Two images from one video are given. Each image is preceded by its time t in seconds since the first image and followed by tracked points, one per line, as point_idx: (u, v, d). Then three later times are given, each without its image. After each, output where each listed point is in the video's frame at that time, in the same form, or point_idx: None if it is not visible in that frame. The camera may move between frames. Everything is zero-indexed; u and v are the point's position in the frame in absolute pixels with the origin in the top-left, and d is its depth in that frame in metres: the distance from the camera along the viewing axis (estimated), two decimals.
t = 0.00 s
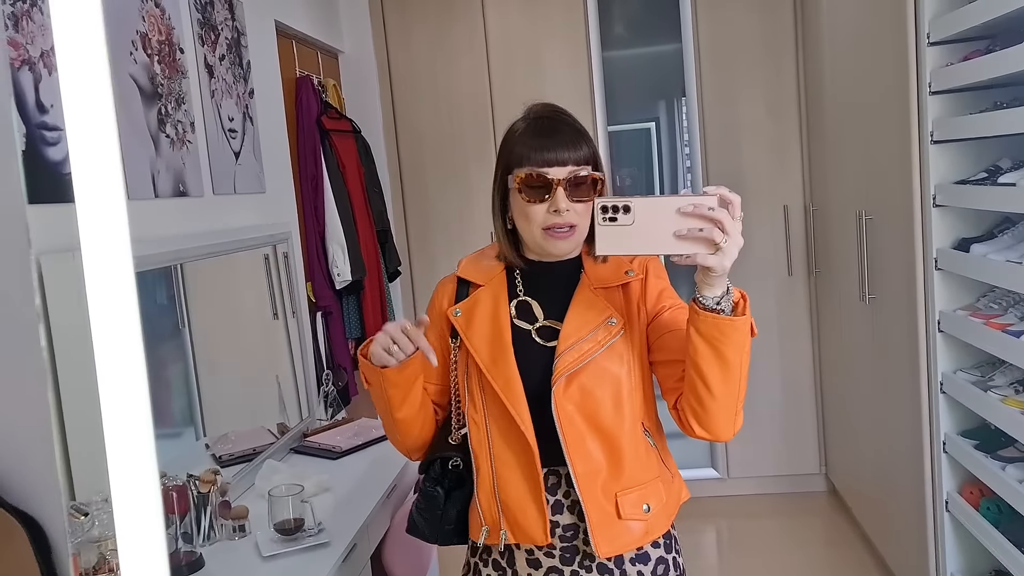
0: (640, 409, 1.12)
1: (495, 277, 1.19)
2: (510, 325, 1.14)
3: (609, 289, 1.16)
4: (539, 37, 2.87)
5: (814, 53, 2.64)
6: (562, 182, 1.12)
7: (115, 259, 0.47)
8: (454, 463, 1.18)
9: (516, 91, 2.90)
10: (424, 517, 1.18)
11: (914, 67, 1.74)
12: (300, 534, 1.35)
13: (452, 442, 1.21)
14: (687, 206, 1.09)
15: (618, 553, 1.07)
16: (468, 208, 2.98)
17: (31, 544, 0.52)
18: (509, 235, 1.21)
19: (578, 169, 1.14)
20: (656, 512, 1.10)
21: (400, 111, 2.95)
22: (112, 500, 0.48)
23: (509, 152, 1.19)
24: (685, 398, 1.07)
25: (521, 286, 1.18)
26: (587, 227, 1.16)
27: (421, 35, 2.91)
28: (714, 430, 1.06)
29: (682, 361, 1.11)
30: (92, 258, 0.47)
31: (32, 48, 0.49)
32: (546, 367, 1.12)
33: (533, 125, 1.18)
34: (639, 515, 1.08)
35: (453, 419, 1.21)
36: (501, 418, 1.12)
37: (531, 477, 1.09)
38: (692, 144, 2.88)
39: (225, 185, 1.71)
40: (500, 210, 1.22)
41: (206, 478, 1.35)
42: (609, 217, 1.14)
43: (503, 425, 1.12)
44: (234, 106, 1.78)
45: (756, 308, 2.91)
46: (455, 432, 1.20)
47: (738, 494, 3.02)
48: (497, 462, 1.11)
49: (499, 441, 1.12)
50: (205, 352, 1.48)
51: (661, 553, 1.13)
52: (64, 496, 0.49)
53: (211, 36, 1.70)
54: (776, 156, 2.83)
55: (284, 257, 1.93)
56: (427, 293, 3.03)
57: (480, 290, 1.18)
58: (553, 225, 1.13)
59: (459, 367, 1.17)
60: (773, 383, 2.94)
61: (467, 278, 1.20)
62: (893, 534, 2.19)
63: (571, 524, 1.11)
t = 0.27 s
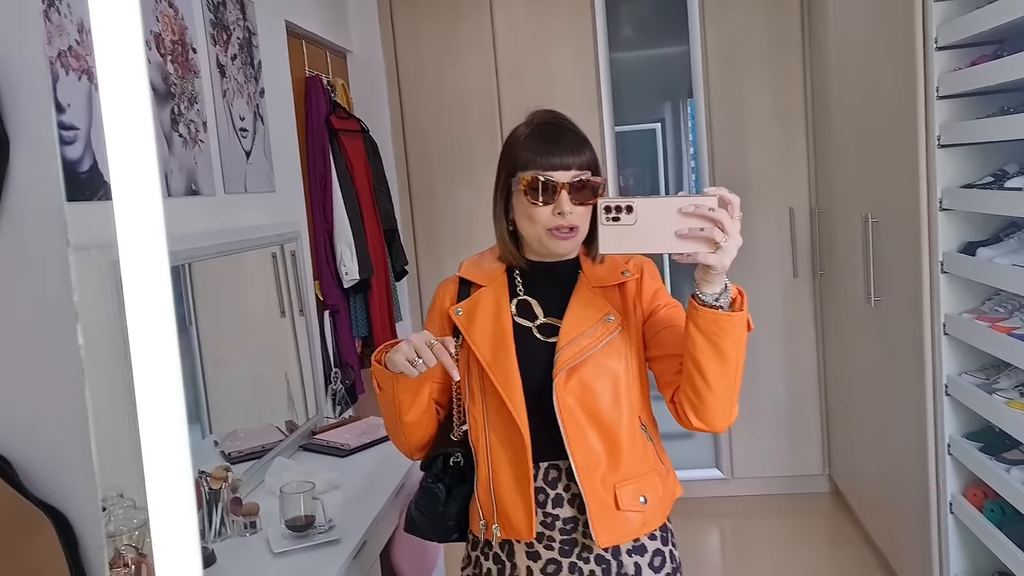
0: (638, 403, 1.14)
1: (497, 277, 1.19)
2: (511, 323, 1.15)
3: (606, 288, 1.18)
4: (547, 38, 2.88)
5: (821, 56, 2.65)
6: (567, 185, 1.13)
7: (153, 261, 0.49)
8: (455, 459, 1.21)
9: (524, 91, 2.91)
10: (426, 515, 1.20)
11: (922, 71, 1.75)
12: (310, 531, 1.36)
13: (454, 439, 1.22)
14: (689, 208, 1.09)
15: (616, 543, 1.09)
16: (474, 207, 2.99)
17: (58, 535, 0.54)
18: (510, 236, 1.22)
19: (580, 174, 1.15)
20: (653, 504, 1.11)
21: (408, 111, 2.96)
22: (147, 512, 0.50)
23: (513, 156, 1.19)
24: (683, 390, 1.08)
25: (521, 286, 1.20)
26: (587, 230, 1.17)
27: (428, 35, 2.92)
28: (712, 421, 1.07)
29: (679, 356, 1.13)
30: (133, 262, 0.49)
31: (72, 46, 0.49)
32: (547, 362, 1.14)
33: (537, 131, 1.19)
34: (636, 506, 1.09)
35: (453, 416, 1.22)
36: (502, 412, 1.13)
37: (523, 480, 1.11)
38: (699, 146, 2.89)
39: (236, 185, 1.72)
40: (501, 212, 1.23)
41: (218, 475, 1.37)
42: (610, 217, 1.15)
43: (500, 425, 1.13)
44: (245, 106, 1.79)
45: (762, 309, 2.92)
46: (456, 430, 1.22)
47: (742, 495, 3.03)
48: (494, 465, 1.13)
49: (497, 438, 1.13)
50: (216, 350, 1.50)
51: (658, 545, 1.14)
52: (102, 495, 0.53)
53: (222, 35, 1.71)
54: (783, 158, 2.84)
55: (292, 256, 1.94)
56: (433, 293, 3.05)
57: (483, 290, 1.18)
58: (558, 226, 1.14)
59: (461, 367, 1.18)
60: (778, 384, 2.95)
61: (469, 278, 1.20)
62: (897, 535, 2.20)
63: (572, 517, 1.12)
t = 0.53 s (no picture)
0: (628, 395, 1.16)
1: (497, 274, 1.22)
2: (509, 317, 1.18)
3: (602, 285, 1.20)
4: (554, 40, 2.91)
5: (826, 59, 2.67)
6: (559, 186, 1.15)
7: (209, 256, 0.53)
8: (455, 446, 1.25)
9: (531, 93, 2.94)
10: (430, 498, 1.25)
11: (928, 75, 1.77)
12: (327, 526, 1.39)
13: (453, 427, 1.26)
14: (684, 208, 1.11)
15: (604, 528, 1.11)
16: (481, 208, 3.01)
17: (102, 524, 0.55)
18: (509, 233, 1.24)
19: (573, 175, 1.16)
20: (642, 491, 1.14)
21: (416, 112, 2.98)
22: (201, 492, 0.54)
23: (511, 161, 1.21)
24: (677, 381, 1.10)
25: (520, 281, 1.22)
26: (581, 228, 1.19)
27: (436, 37, 2.94)
28: (703, 412, 1.09)
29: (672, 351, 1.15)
30: (187, 259, 0.53)
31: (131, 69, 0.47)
32: (541, 355, 1.18)
33: (533, 135, 1.20)
34: (625, 493, 1.12)
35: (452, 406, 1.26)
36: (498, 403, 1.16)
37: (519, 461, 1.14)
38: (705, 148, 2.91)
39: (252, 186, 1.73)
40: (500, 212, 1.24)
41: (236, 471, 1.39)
42: (612, 217, 1.17)
43: (498, 416, 1.16)
44: (259, 107, 1.81)
45: (768, 310, 2.94)
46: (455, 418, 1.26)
47: (746, 494, 3.06)
48: (492, 456, 1.16)
49: (495, 428, 1.16)
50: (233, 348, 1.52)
51: (645, 531, 1.16)
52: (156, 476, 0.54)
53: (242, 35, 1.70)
54: (788, 160, 2.86)
55: (301, 256, 1.96)
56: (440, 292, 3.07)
57: (484, 287, 1.21)
58: (553, 225, 1.16)
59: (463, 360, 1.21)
60: (782, 384, 2.97)
61: (471, 275, 1.22)
62: (901, 533, 2.23)
63: (561, 502, 1.15)
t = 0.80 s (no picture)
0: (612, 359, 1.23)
1: (485, 251, 1.24)
2: (500, 294, 1.22)
3: (584, 259, 1.24)
4: (547, 23, 2.93)
5: (815, 43, 2.72)
6: (531, 154, 1.18)
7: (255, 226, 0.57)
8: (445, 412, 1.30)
9: (524, 76, 2.96)
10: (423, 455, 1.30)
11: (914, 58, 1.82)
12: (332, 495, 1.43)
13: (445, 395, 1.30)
14: (665, 195, 1.15)
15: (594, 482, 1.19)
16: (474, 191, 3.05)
17: (139, 472, 0.58)
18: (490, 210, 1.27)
19: (541, 143, 1.19)
20: (624, 447, 1.22)
21: (409, 95, 3.01)
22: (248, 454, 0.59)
23: (483, 141, 1.25)
24: (655, 349, 1.17)
25: (507, 257, 1.25)
26: (558, 190, 1.23)
27: (430, 20, 2.96)
28: (681, 376, 1.16)
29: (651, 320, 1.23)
30: (234, 228, 0.56)
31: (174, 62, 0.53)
32: (532, 330, 1.22)
33: (499, 115, 1.24)
34: (610, 449, 1.19)
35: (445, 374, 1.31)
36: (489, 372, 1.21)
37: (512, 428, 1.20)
38: (695, 131, 2.96)
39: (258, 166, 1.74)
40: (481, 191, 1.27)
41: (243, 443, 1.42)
42: (598, 204, 1.18)
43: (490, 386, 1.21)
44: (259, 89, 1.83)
45: (756, 291, 3.00)
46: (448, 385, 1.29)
47: (734, 472, 3.12)
48: (486, 423, 1.22)
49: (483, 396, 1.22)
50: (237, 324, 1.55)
51: (628, 479, 1.24)
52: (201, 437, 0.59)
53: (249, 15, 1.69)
54: (777, 144, 2.91)
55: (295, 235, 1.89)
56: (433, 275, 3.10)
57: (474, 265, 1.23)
58: (529, 191, 1.19)
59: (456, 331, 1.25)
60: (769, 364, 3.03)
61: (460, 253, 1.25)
62: (885, 507, 2.29)
63: (555, 458, 1.21)
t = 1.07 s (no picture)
0: (592, 317, 1.30)
1: (473, 220, 1.28)
2: (492, 258, 1.26)
3: (565, 224, 1.29)
4: None
5: (797, 19, 2.76)
6: (511, 118, 1.23)
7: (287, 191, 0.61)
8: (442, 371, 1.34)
9: (510, 50, 2.98)
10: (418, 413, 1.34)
11: (895, 33, 1.86)
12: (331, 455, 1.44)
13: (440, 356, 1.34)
14: (641, 169, 1.20)
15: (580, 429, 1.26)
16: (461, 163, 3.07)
17: (162, 425, 0.62)
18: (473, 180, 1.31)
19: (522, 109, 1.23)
20: (604, 396, 1.29)
21: (395, 67, 3.01)
22: (276, 394, 0.64)
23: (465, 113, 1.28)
24: (632, 311, 1.25)
25: (494, 223, 1.30)
26: (539, 157, 1.27)
27: None
28: (655, 333, 1.24)
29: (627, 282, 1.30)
30: (267, 193, 0.60)
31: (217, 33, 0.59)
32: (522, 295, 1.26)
33: (480, 88, 1.28)
34: (592, 399, 1.26)
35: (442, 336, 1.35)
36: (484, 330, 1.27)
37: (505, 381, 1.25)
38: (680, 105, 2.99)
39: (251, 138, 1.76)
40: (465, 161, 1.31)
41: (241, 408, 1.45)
42: (580, 177, 1.22)
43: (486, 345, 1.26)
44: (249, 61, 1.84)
45: (737, 263, 3.06)
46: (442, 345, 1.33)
47: (715, 439, 3.20)
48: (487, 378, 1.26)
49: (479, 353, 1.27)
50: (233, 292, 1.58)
51: (609, 422, 1.32)
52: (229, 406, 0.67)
53: None
54: (759, 118, 2.96)
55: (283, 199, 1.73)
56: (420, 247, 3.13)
57: (464, 233, 1.26)
58: (510, 154, 1.24)
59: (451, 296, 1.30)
60: (750, 334, 3.10)
61: (452, 222, 1.27)
62: (860, 470, 2.38)
63: (547, 408, 1.27)
